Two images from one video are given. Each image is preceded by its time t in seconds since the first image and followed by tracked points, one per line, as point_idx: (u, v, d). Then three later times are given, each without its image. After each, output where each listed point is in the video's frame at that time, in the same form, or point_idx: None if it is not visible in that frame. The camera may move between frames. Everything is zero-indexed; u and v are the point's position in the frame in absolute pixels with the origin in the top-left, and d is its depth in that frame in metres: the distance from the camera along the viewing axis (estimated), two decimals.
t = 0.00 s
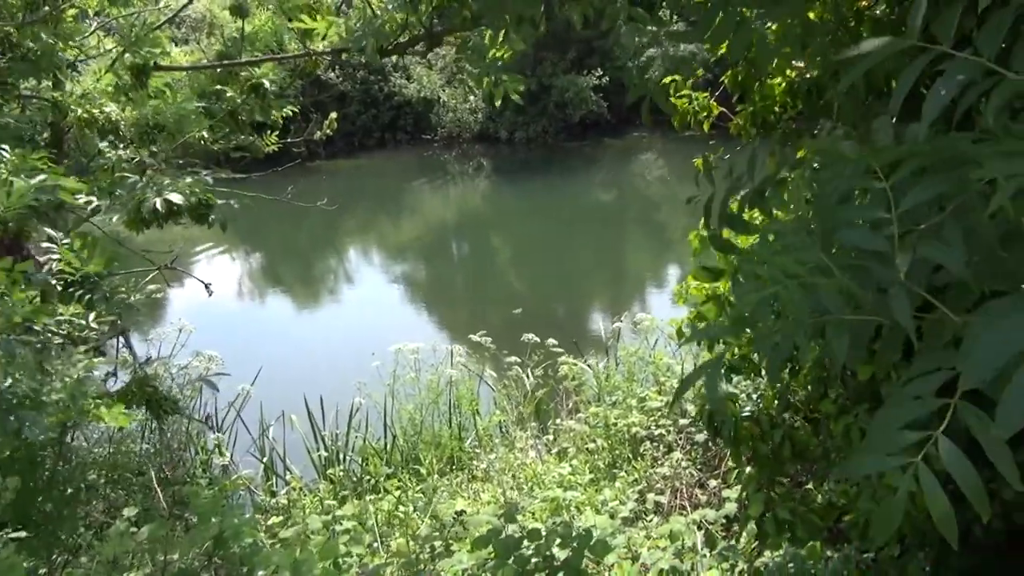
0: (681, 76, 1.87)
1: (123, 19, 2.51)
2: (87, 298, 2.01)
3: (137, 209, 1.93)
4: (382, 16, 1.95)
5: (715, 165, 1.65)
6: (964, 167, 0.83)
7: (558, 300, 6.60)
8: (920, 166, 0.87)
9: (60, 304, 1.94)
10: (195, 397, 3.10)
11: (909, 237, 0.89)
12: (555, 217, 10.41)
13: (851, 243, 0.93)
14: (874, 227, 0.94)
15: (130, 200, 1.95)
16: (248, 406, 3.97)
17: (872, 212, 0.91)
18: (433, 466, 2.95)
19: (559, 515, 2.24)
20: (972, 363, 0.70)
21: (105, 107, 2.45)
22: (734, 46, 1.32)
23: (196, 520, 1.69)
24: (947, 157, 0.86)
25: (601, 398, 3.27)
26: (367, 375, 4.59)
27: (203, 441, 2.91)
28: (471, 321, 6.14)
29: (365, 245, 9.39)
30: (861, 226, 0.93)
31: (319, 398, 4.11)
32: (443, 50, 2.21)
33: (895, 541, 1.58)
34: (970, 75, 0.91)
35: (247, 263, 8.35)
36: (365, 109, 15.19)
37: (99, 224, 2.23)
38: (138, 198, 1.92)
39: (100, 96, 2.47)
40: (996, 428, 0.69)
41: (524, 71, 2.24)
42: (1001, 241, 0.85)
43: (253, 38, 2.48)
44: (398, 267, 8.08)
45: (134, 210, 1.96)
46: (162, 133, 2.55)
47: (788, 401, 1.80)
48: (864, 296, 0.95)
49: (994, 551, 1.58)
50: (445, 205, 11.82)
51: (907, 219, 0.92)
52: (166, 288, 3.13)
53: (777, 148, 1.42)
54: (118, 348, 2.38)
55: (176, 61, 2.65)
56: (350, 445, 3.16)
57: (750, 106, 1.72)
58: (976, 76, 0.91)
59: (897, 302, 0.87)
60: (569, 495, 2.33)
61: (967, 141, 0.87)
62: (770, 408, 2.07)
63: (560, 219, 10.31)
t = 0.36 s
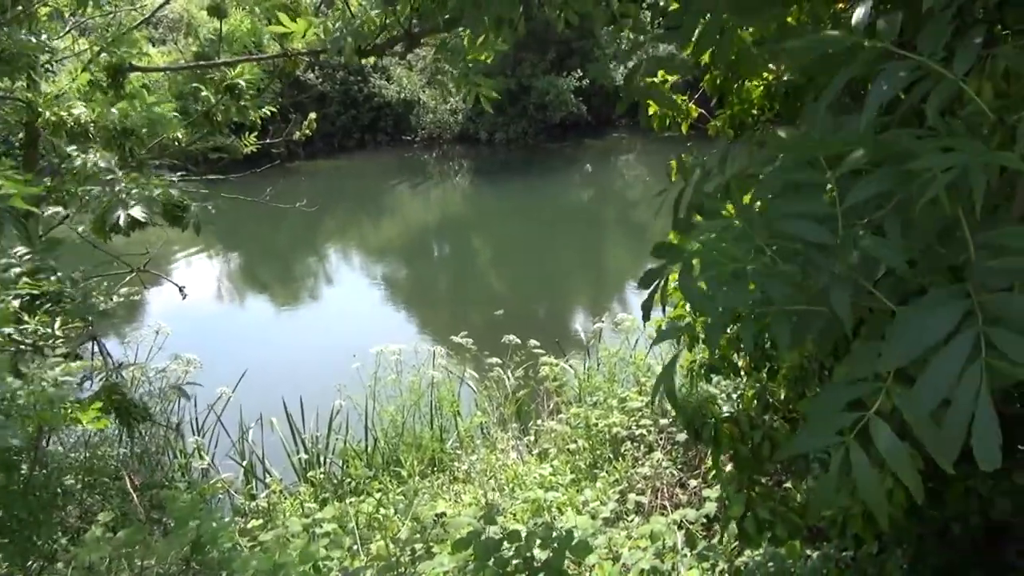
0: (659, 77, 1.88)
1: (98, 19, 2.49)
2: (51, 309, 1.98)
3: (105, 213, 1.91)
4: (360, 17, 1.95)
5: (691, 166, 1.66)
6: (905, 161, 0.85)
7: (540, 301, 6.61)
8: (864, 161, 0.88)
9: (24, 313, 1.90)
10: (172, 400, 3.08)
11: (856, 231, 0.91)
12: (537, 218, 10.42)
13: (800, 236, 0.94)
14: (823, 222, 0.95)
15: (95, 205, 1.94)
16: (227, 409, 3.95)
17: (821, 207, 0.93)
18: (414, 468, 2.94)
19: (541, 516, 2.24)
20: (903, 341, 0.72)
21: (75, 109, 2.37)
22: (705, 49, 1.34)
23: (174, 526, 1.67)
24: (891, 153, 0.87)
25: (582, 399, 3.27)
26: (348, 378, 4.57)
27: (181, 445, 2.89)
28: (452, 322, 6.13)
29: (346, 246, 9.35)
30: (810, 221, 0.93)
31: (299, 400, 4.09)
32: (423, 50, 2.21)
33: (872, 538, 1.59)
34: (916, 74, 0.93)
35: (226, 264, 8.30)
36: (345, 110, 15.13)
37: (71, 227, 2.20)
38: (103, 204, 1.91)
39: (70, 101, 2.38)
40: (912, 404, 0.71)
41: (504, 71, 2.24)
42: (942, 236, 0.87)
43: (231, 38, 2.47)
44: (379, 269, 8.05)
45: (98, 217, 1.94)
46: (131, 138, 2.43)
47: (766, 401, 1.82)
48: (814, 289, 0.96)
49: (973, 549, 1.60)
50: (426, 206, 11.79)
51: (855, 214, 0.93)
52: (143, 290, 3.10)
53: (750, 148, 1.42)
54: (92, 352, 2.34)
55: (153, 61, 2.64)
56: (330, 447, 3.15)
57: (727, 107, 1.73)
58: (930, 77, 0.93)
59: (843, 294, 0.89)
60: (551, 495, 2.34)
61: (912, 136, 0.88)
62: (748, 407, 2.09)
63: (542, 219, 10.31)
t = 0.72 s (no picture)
0: (654, 78, 1.88)
1: (93, 21, 2.49)
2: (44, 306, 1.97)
3: (94, 212, 1.90)
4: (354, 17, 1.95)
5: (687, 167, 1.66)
6: (917, 161, 0.84)
7: (536, 301, 6.61)
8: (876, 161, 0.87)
9: (17, 313, 1.90)
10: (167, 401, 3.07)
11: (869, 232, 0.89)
12: (531, 219, 10.43)
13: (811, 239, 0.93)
14: (831, 222, 0.93)
15: (84, 203, 1.93)
16: (223, 410, 3.94)
17: (831, 208, 0.91)
18: (410, 468, 2.94)
19: (537, 516, 2.25)
20: (911, 347, 0.69)
21: (66, 109, 2.38)
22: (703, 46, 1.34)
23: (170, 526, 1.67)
24: (902, 153, 0.86)
25: (578, 399, 3.28)
26: (343, 378, 4.57)
27: (176, 446, 2.88)
28: (448, 322, 6.13)
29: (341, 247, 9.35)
30: (821, 222, 0.92)
31: (294, 401, 4.09)
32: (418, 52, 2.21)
33: (868, 537, 1.60)
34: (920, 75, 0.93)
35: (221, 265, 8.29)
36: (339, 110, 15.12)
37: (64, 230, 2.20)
38: (94, 200, 1.90)
39: (58, 101, 2.40)
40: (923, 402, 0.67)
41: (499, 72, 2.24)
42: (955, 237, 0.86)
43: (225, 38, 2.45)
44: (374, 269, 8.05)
45: (90, 214, 1.94)
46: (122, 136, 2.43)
47: (762, 400, 1.83)
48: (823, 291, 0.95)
49: (967, 548, 1.64)
50: (421, 206, 11.79)
51: (867, 215, 0.92)
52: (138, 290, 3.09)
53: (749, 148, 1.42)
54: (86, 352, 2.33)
55: (148, 62, 2.64)
56: (327, 448, 3.15)
57: (723, 108, 1.73)
58: (937, 77, 0.93)
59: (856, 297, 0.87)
60: (547, 495, 2.34)
61: (924, 136, 0.86)
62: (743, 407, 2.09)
63: (537, 220, 10.32)
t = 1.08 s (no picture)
0: (659, 78, 1.88)
1: (100, 19, 2.50)
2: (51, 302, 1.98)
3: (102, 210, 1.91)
4: (360, 17, 1.96)
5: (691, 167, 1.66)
6: (914, 159, 0.84)
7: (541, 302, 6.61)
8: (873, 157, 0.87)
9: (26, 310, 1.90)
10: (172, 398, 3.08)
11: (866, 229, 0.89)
12: (538, 219, 10.43)
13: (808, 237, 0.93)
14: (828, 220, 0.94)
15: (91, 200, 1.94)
16: (228, 408, 3.95)
17: (829, 206, 0.91)
18: (414, 467, 2.94)
19: (541, 516, 2.25)
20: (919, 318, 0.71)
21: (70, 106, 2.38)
22: (712, 45, 1.34)
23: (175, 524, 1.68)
24: (899, 149, 0.86)
25: (583, 399, 3.28)
26: (348, 377, 4.57)
27: (182, 444, 2.88)
28: (453, 322, 6.13)
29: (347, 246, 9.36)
30: (818, 220, 0.92)
31: (299, 400, 4.10)
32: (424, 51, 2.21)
33: (873, 540, 1.59)
34: (925, 73, 0.92)
35: (228, 263, 8.31)
36: (346, 110, 15.14)
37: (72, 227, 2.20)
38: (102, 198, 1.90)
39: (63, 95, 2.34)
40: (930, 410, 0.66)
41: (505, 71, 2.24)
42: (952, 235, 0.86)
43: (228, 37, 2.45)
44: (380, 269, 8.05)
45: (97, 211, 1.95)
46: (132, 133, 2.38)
47: (766, 401, 1.83)
48: (821, 290, 0.95)
49: (971, 552, 1.65)
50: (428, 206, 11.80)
51: (864, 213, 0.92)
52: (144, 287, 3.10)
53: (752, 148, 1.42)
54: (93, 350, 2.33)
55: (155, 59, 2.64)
56: (331, 447, 3.15)
57: (729, 109, 1.73)
58: (939, 76, 0.93)
59: (852, 295, 0.87)
60: (552, 495, 2.34)
61: (922, 134, 0.86)
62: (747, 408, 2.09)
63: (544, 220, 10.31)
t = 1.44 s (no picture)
0: (682, 82, 1.87)
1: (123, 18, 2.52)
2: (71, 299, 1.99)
3: (122, 209, 1.93)
4: (381, 18, 1.96)
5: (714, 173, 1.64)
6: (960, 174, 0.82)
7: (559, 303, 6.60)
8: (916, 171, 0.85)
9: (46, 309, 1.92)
10: (191, 396, 3.10)
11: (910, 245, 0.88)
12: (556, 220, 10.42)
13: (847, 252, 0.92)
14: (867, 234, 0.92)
15: (112, 199, 1.96)
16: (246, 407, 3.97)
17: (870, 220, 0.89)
18: (430, 468, 2.95)
19: (556, 518, 2.25)
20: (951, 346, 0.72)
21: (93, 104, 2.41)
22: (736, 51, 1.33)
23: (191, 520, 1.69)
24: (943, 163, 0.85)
25: (599, 402, 3.27)
26: (365, 377, 4.59)
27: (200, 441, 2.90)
28: (470, 323, 6.13)
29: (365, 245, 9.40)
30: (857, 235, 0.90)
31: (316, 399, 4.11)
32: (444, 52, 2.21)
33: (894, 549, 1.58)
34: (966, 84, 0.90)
35: (247, 261, 8.36)
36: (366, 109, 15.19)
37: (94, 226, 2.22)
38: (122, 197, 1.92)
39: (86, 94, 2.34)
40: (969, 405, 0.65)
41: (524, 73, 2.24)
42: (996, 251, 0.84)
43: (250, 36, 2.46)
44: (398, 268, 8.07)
45: (117, 209, 1.97)
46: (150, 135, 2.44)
47: (786, 409, 1.82)
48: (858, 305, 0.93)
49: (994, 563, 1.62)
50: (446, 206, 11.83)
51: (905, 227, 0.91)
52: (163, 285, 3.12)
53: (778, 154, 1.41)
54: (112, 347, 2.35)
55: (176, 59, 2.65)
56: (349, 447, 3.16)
57: (752, 114, 1.72)
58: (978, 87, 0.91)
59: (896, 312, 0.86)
60: (567, 498, 2.34)
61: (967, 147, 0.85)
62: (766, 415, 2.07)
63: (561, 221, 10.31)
